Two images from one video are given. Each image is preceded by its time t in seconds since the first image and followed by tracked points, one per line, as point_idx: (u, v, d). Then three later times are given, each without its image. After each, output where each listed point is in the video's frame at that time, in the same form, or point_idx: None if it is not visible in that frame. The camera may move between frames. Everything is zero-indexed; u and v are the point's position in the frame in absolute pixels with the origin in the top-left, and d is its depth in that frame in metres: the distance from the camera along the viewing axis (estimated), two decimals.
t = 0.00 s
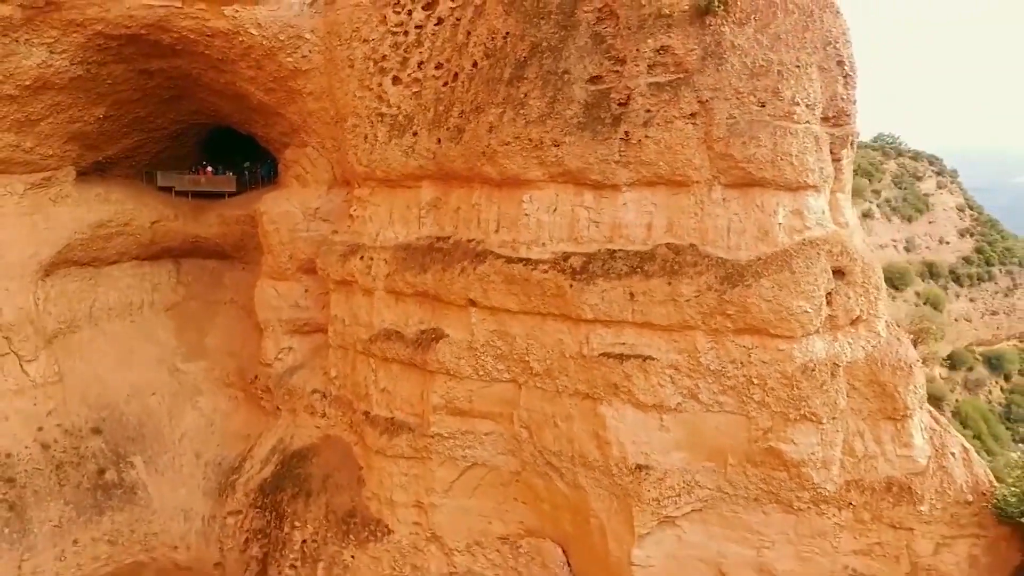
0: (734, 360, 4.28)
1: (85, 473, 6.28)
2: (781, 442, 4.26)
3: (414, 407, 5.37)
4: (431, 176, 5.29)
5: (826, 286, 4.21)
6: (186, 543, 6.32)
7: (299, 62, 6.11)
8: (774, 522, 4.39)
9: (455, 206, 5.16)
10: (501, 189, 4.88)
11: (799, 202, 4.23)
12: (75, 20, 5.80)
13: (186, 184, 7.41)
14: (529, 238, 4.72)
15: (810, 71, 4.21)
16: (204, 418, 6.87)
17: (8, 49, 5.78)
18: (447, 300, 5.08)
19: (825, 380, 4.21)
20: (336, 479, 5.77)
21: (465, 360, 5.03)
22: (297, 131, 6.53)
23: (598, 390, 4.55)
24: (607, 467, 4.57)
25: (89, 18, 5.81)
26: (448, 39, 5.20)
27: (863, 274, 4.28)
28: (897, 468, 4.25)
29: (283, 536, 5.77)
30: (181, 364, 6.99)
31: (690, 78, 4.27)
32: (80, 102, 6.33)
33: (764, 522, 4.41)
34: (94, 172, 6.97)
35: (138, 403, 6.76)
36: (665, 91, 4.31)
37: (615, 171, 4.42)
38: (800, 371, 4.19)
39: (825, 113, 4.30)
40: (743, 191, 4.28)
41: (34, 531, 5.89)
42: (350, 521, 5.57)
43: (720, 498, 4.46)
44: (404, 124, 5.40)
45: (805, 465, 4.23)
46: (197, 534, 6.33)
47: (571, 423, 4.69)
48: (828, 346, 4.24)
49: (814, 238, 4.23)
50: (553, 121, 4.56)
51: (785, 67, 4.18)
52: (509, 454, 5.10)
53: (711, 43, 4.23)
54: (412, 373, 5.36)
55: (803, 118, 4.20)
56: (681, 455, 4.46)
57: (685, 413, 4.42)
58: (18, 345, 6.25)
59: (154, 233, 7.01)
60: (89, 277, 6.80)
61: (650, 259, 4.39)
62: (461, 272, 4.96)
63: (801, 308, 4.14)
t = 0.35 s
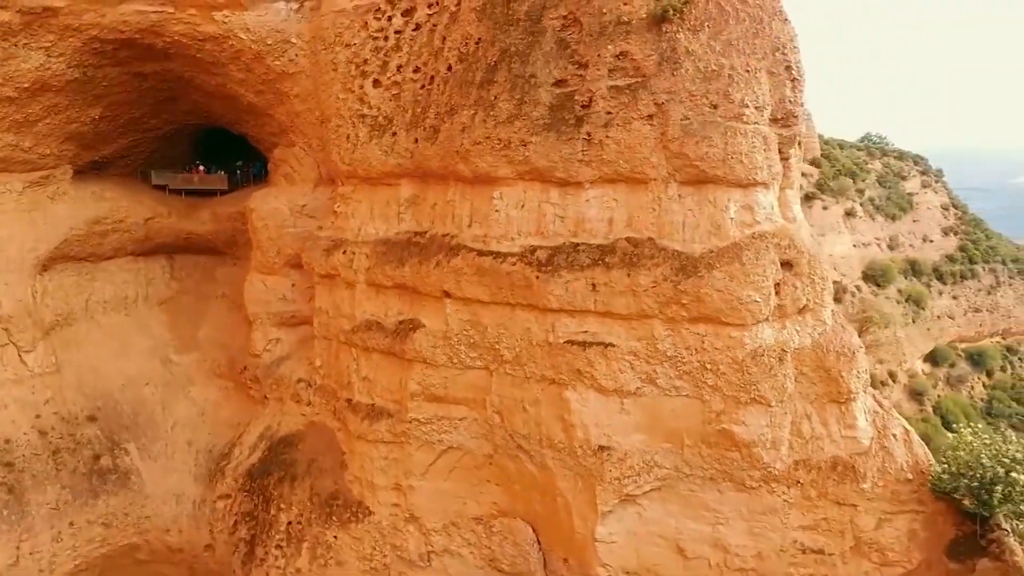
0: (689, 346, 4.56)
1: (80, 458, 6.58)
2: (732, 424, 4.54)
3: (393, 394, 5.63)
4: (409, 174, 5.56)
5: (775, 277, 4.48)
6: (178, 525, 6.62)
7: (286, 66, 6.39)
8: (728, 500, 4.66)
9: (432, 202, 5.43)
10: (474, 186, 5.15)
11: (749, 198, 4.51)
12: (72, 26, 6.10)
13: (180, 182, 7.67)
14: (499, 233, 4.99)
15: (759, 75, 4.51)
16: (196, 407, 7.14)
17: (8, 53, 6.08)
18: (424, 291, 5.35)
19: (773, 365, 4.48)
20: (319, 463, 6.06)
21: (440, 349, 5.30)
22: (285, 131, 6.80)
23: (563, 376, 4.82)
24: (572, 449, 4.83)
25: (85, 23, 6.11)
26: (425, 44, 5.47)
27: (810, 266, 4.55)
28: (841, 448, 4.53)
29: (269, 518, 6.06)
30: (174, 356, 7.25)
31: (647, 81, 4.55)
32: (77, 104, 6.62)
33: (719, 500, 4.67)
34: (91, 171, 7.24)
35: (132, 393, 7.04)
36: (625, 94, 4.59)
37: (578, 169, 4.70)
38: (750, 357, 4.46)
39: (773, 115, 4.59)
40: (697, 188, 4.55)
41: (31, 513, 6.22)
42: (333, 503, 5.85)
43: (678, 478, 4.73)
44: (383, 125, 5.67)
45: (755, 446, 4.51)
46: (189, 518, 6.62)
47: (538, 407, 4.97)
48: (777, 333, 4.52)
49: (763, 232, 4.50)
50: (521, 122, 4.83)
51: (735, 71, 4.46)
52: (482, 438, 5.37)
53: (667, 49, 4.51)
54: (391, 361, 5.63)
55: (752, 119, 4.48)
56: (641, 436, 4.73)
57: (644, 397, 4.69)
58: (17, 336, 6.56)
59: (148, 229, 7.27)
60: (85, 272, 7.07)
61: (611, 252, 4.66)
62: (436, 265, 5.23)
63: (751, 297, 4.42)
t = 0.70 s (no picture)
0: (643, 333, 4.84)
1: (74, 445, 6.87)
2: (684, 407, 4.83)
3: (370, 381, 5.92)
4: (385, 172, 5.84)
5: (722, 270, 4.78)
6: (167, 510, 6.97)
7: (271, 69, 6.69)
8: (681, 479, 4.94)
9: (406, 199, 5.71)
10: (444, 184, 5.43)
11: (699, 194, 4.80)
12: (65, 31, 6.41)
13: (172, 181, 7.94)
14: (468, 228, 5.28)
15: (707, 79, 4.81)
16: (185, 396, 7.44)
17: (4, 56, 6.38)
18: (398, 283, 5.64)
19: (721, 351, 4.77)
20: (300, 449, 6.35)
21: (414, 338, 5.58)
22: (270, 131, 7.08)
23: (527, 362, 5.10)
24: (536, 431, 5.12)
25: (78, 29, 6.43)
26: (399, 49, 5.77)
27: (756, 258, 4.85)
28: (786, 430, 4.81)
29: (254, 501, 6.36)
30: (165, 348, 7.55)
31: (604, 84, 4.84)
32: (71, 106, 6.91)
33: (672, 479, 4.96)
34: (85, 170, 7.51)
35: (124, 382, 7.32)
36: (582, 96, 4.88)
37: (541, 167, 4.98)
38: (700, 343, 4.75)
39: (721, 116, 4.88)
40: (651, 185, 4.84)
41: (26, 496, 6.52)
42: (314, 486, 6.15)
43: (635, 458, 5.01)
44: (361, 125, 5.96)
45: (705, 427, 4.79)
46: (177, 503, 6.98)
47: (504, 392, 5.25)
48: (726, 321, 4.81)
49: (712, 227, 4.79)
50: (487, 123, 5.12)
51: (685, 75, 4.76)
52: (453, 423, 5.65)
53: (622, 54, 4.80)
54: (368, 350, 5.92)
55: (701, 120, 4.77)
56: (599, 420, 5.01)
57: (602, 382, 4.97)
58: (13, 328, 6.84)
59: (140, 226, 7.56)
60: (79, 267, 7.35)
61: (571, 245, 4.95)
62: (409, 258, 5.53)
63: (700, 288, 4.71)
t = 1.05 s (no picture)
0: (605, 324, 5.10)
1: (65, 433, 7.14)
2: (643, 393, 5.08)
3: (349, 371, 6.16)
4: (363, 171, 6.09)
5: (679, 263, 5.05)
6: (156, 497, 7.23)
7: (256, 71, 6.94)
8: (641, 463, 5.19)
9: (383, 197, 5.95)
10: (418, 182, 5.68)
11: (657, 191, 5.06)
12: (58, 34, 6.68)
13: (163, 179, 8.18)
14: (440, 223, 5.52)
15: (665, 82, 5.06)
16: (175, 388, 7.69)
17: None
18: (375, 277, 5.89)
19: (678, 340, 5.02)
20: (283, 437, 6.61)
21: (390, 329, 5.83)
22: (256, 131, 7.33)
23: (495, 351, 5.35)
24: (504, 418, 5.36)
25: (70, 33, 6.70)
26: (377, 52, 6.02)
27: (712, 252, 5.13)
28: (740, 415, 5.07)
29: (238, 487, 6.62)
30: (155, 341, 7.78)
31: (567, 87, 5.09)
32: (64, 107, 7.16)
33: (634, 462, 5.20)
34: (78, 168, 7.75)
35: (115, 374, 7.56)
36: (547, 98, 5.12)
37: (508, 166, 5.22)
38: (658, 333, 5.01)
39: (678, 117, 5.14)
40: (612, 182, 5.09)
41: (19, 481, 6.82)
42: (296, 472, 6.40)
43: (598, 443, 5.26)
44: (340, 125, 6.21)
45: (663, 413, 5.04)
46: (166, 489, 7.22)
47: (475, 380, 5.50)
48: (682, 312, 5.07)
49: (669, 222, 5.05)
50: (457, 123, 5.38)
51: (644, 78, 5.01)
52: (428, 411, 5.90)
53: (584, 58, 5.05)
54: (347, 342, 6.16)
55: (659, 121, 5.02)
56: (564, 406, 5.25)
57: (567, 370, 5.22)
58: (7, 321, 7.10)
59: (131, 224, 7.79)
60: (72, 262, 7.59)
61: (537, 240, 5.19)
62: (386, 253, 5.78)
63: (658, 281, 4.98)
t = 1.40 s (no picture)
0: (565, 315, 5.35)
1: (55, 423, 7.40)
2: (602, 381, 5.33)
3: (326, 362, 6.42)
4: (340, 169, 6.34)
5: (635, 257, 5.31)
6: (143, 484, 7.48)
7: (240, 74, 7.20)
8: (600, 448, 5.45)
9: (359, 194, 6.21)
10: (390, 180, 5.93)
11: (615, 189, 5.32)
12: (48, 38, 6.95)
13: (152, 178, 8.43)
14: (410, 219, 5.77)
15: (621, 85, 5.33)
16: (162, 380, 7.94)
17: None
18: (350, 272, 6.15)
19: (633, 330, 5.29)
20: (264, 426, 6.87)
21: (364, 322, 6.09)
22: (240, 132, 7.58)
23: (462, 342, 5.60)
24: (471, 405, 5.61)
25: (60, 36, 6.97)
26: (352, 56, 6.27)
27: (665, 247, 5.41)
28: (693, 402, 5.34)
29: (221, 474, 6.89)
30: (144, 335, 8.03)
31: (528, 90, 5.35)
32: (54, 108, 7.42)
33: (593, 447, 5.46)
34: (69, 168, 8.01)
35: (104, 366, 7.81)
36: (510, 100, 5.38)
37: (474, 165, 5.48)
38: (614, 323, 5.26)
39: (634, 118, 5.41)
40: (572, 180, 5.34)
41: (10, 469, 7.08)
42: (276, 459, 6.66)
43: (559, 428, 5.51)
44: (318, 126, 6.46)
45: (620, 400, 5.31)
46: (152, 477, 7.49)
47: (444, 369, 5.75)
48: (638, 304, 5.33)
49: (626, 218, 5.32)
50: (426, 124, 5.64)
51: (601, 81, 5.29)
52: (401, 400, 6.16)
53: (545, 62, 5.30)
54: (324, 334, 6.42)
55: (615, 122, 5.29)
56: (527, 394, 5.51)
57: (529, 359, 5.47)
58: None
59: (121, 221, 8.04)
60: (62, 258, 7.84)
61: (500, 235, 5.45)
62: (360, 248, 6.04)
63: (614, 274, 5.23)
